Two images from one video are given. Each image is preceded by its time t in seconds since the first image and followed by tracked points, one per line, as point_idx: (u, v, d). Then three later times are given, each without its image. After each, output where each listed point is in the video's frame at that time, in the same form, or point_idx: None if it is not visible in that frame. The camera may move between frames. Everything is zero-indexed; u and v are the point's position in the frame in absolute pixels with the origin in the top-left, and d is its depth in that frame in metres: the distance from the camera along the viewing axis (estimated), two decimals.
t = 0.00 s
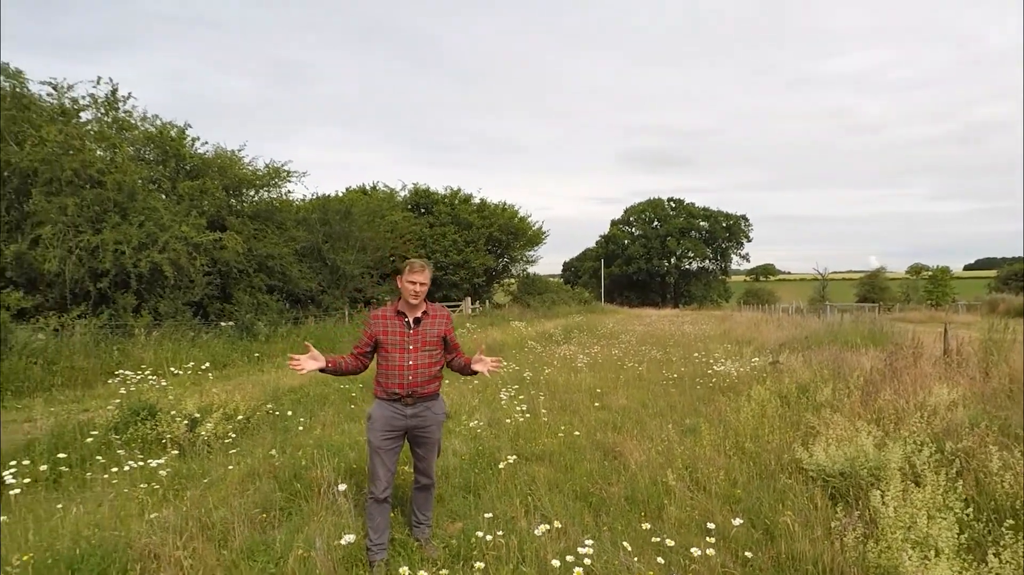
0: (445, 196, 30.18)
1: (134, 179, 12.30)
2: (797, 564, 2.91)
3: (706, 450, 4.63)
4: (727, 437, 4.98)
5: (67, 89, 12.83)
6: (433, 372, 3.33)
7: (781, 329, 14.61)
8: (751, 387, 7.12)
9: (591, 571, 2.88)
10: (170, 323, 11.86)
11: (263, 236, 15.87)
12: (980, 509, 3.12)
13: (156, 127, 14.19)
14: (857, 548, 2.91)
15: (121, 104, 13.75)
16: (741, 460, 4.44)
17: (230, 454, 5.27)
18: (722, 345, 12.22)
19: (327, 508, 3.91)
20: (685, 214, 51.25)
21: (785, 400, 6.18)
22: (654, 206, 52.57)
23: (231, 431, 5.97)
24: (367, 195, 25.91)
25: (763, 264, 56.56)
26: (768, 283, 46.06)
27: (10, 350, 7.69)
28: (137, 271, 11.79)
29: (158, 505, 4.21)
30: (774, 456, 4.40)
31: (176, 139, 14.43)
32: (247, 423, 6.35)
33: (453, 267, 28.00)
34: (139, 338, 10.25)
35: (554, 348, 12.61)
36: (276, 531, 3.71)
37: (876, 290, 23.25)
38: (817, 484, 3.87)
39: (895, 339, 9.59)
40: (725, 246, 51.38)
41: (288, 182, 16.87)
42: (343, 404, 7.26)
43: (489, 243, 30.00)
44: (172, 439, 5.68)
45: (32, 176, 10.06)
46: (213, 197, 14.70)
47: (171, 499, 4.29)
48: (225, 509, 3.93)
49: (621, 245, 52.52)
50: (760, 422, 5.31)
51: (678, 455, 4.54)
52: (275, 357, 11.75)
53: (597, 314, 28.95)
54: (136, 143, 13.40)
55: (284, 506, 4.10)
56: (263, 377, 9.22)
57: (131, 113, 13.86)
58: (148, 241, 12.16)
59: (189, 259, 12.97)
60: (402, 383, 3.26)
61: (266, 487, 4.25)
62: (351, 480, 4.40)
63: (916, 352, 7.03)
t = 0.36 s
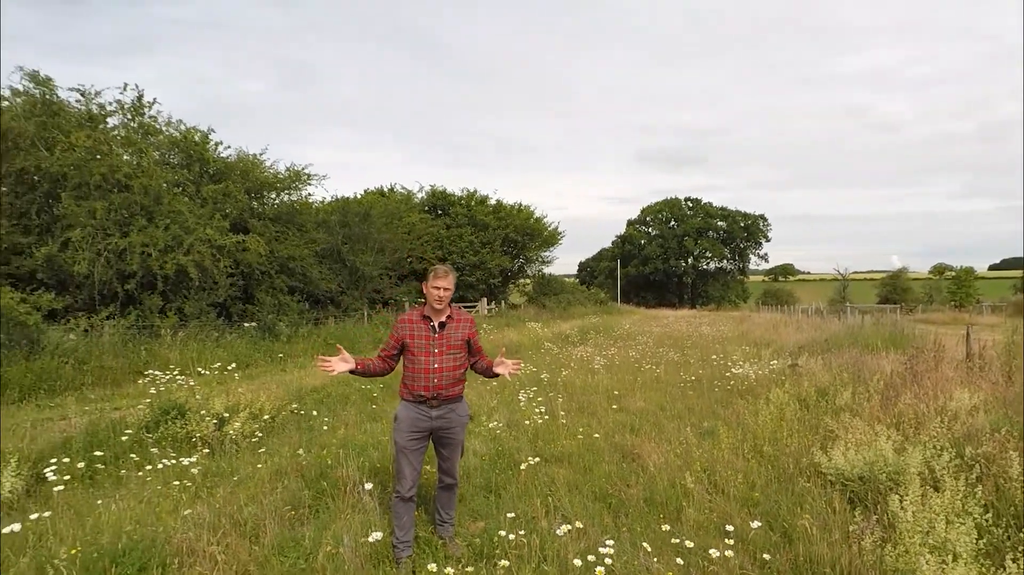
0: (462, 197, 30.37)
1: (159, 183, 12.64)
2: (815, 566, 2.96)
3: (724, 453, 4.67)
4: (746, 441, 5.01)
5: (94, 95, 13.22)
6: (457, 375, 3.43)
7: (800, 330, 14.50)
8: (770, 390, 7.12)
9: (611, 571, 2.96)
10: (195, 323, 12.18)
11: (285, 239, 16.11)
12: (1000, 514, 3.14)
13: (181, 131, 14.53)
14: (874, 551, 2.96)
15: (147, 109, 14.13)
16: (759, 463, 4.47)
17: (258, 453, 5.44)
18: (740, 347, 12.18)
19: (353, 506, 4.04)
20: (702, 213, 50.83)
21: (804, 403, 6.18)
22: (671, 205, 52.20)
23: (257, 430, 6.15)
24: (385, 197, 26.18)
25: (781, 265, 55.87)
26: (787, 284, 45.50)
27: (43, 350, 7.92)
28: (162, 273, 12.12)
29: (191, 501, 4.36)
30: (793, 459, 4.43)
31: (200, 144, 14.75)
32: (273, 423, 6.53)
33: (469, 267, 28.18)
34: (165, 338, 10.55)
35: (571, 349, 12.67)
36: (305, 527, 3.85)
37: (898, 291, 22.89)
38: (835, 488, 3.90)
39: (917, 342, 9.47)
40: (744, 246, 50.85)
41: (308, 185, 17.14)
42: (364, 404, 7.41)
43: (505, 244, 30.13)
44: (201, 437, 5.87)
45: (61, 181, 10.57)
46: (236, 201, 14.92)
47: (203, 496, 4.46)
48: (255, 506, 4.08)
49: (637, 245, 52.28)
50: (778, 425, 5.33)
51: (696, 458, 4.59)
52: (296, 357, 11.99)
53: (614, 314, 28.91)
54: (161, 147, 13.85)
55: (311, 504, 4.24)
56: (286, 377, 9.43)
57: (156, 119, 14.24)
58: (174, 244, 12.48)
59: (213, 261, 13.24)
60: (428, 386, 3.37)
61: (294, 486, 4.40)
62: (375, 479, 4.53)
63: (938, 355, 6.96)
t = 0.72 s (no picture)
0: (476, 198, 30.51)
1: (181, 187, 12.89)
2: (831, 565, 3.03)
3: (740, 454, 4.71)
4: (762, 442, 5.04)
5: (117, 100, 13.53)
6: (479, 375, 3.53)
7: (817, 331, 14.37)
8: (786, 392, 7.13)
9: (629, 569, 3.04)
10: (216, 323, 12.46)
11: (303, 240, 16.34)
12: (1017, 517, 3.18)
13: (201, 135, 14.78)
14: (890, 553, 3.02)
15: (168, 114, 14.43)
16: (775, 465, 4.51)
17: (282, 451, 5.59)
18: (756, 348, 12.14)
19: (376, 504, 4.17)
20: (718, 212, 50.40)
21: (820, 405, 6.19)
22: (686, 204, 51.82)
23: (280, 429, 6.31)
24: (400, 198, 26.40)
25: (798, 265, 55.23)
26: (804, 283, 45.00)
27: (71, 351, 8.67)
28: (185, 274, 12.39)
29: (219, 497, 4.51)
30: (809, 461, 4.46)
31: (221, 147, 14.98)
32: (295, 421, 6.69)
33: (483, 268, 28.33)
34: (188, 337, 10.82)
35: (585, 349, 12.73)
36: (330, 523, 3.98)
37: (917, 292, 22.58)
38: (851, 489, 3.93)
39: (937, 344, 9.38)
40: (760, 246, 50.38)
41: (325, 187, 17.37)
42: (383, 403, 7.55)
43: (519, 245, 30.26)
44: (227, 435, 6.05)
45: (86, 185, 11.41)
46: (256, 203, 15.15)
47: (231, 492, 4.61)
48: (282, 503, 4.21)
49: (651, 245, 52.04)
50: (795, 427, 5.35)
51: (712, 459, 4.64)
52: (315, 356, 12.21)
53: (627, 315, 28.89)
54: (184, 151, 14.00)
55: (335, 500, 4.37)
56: (306, 376, 9.61)
57: (177, 123, 14.52)
58: (196, 245, 12.71)
59: (234, 263, 13.43)
60: (451, 385, 3.47)
61: (319, 483, 4.53)
62: (396, 478, 4.64)
63: (957, 357, 6.91)
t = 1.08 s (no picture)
0: (492, 199, 30.61)
1: (205, 190, 13.17)
2: (850, 565, 3.07)
3: (759, 455, 4.73)
4: (781, 444, 5.06)
5: (143, 105, 13.89)
6: (501, 375, 3.61)
7: (837, 332, 14.22)
8: (806, 393, 7.11)
9: (650, 566, 3.12)
10: (240, 323, 12.73)
11: (323, 241, 16.59)
12: None
13: (224, 138, 15.04)
14: (910, 554, 3.05)
15: (192, 118, 14.77)
16: (795, 466, 4.53)
17: (307, 448, 5.74)
18: (775, 349, 12.06)
19: (399, 500, 4.28)
20: (735, 211, 49.87)
21: (840, 407, 6.17)
22: (704, 203, 51.33)
23: (305, 426, 6.47)
24: (418, 199, 26.61)
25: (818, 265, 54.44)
26: (824, 283, 44.35)
27: (100, 350, 9.01)
28: (208, 275, 12.67)
29: (248, 492, 4.65)
30: (828, 463, 4.47)
31: (243, 150, 15.22)
32: (318, 419, 6.84)
33: (499, 268, 28.44)
34: (212, 336, 11.07)
35: (602, 350, 12.75)
36: (356, 518, 4.10)
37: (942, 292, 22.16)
38: (872, 491, 3.94)
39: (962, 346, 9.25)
40: (779, 245, 49.76)
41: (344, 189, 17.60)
42: (403, 402, 7.68)
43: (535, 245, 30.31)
44: (253, 432, 6.21)
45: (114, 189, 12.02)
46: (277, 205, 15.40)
47: (259, 487, 4.75)
48: (309, 498, 4.34)
49: (668, 244, 51.69)
50: (815, 428, 5.35)
51: (731, 459, 4.67)
52: (336, 355, 12.41)
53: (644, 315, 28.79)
54: (207, 154, 14.29)
55: (360, 496, 4.49)
56: (327, 375, 9.79)
57: (200, 127, 14.81)
58: (219, 247, 12.98)
59: (256, 263, 13.68)
60: (475, 384, 3.55)
61: (344, 479, 4.66)
62: (419, 475, 4.76)
63: (982, 359, 6.83)
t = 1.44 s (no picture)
0: (511, 199, 30.67)
1: (231, 192, 13.45)
2: (874, 568, 3.10)
3: (783, 457, 4.72)
4: (805, 445, 5.03)
5: (171, 110, 14.25)
6: (519, 377, 3.65)
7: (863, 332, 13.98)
8: (830, 395, 7.03)
9: (673, 566, 3.16)
10: (265, 322, 13.02)
11: (345, 242, 16.84)
12: None
13: (249, 142, 15.34)
14: (935, 557, 3.07)
15: (217, 121, 15.10)
16: (818, 468, 4.51)
17: (333, 445, 5.88)
18: (799, 349, 11.91)
19: (423, 498, 4.38)
20: (757, 210, 49.15)
21: (865, 409, 6.10)
22: (725, 202, 50.68)
23: (330, 424, 6.62)
24: (437, 200, 26.81)
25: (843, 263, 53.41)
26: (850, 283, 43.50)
27: (131, 349, 9.32)
28: (235, 276, 12.97)
29: (277, 488, 4.79)
30: (853, 465, 4.45)
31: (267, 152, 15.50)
32: (343, 417, 6.99)
33: (518, 268, 28.51)
34: (239, 336, 11.34)
35: (622, 350, 12.74)
36: (382, 514, 4.21)
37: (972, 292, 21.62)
38: (896, 494, 3.93)
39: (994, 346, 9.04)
40: (802, 244, 48.93)
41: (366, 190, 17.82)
42: (425, 401, 7.79)
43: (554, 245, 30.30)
44: (281, 429, 6.38)
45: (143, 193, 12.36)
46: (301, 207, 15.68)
47: (288, 483, 4.88)
48: (337, 494, 4.46)
49: (688, 243, 51.19)
50: (839, 430, 5.31)
51: (753, 461, 4.68)
52: (358, 354, 12.62)
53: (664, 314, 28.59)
54: (233, 157, 14.60)
55: (386, 493, 4.60)
56: (350, 374, 9.96)
57: (226, 130, 15.14)
58: (245, 248, 13.27)
59: (281, 264, 13.95)
60: (494, 385, 3.63)
61: (370, 477, 4.77)
62: (442, 473, 4.85)
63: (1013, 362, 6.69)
